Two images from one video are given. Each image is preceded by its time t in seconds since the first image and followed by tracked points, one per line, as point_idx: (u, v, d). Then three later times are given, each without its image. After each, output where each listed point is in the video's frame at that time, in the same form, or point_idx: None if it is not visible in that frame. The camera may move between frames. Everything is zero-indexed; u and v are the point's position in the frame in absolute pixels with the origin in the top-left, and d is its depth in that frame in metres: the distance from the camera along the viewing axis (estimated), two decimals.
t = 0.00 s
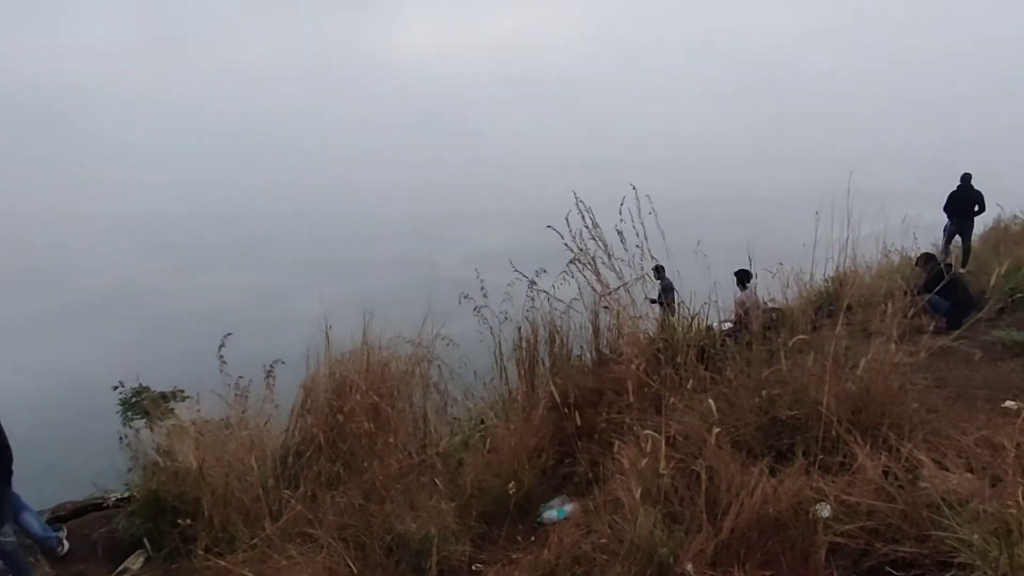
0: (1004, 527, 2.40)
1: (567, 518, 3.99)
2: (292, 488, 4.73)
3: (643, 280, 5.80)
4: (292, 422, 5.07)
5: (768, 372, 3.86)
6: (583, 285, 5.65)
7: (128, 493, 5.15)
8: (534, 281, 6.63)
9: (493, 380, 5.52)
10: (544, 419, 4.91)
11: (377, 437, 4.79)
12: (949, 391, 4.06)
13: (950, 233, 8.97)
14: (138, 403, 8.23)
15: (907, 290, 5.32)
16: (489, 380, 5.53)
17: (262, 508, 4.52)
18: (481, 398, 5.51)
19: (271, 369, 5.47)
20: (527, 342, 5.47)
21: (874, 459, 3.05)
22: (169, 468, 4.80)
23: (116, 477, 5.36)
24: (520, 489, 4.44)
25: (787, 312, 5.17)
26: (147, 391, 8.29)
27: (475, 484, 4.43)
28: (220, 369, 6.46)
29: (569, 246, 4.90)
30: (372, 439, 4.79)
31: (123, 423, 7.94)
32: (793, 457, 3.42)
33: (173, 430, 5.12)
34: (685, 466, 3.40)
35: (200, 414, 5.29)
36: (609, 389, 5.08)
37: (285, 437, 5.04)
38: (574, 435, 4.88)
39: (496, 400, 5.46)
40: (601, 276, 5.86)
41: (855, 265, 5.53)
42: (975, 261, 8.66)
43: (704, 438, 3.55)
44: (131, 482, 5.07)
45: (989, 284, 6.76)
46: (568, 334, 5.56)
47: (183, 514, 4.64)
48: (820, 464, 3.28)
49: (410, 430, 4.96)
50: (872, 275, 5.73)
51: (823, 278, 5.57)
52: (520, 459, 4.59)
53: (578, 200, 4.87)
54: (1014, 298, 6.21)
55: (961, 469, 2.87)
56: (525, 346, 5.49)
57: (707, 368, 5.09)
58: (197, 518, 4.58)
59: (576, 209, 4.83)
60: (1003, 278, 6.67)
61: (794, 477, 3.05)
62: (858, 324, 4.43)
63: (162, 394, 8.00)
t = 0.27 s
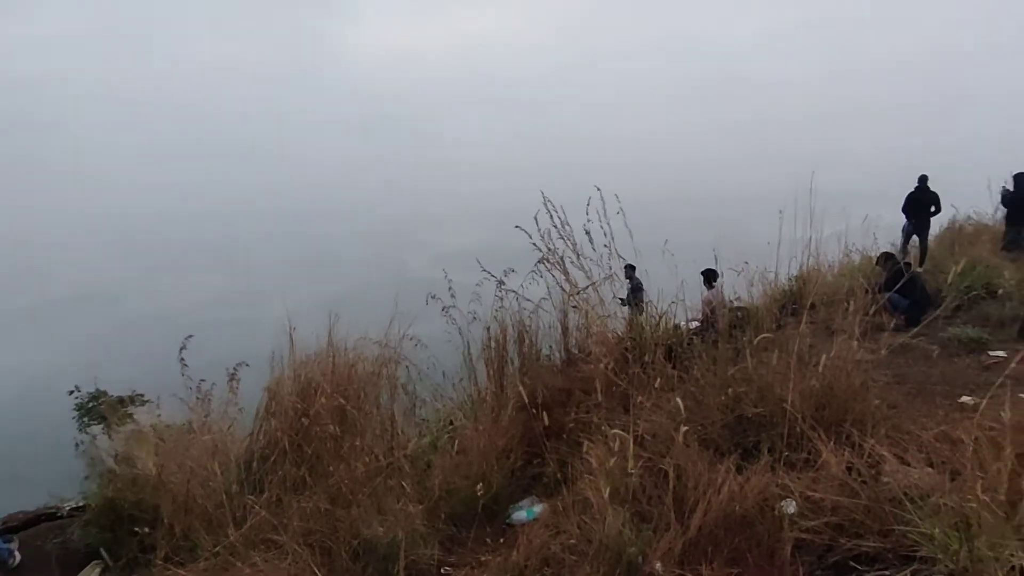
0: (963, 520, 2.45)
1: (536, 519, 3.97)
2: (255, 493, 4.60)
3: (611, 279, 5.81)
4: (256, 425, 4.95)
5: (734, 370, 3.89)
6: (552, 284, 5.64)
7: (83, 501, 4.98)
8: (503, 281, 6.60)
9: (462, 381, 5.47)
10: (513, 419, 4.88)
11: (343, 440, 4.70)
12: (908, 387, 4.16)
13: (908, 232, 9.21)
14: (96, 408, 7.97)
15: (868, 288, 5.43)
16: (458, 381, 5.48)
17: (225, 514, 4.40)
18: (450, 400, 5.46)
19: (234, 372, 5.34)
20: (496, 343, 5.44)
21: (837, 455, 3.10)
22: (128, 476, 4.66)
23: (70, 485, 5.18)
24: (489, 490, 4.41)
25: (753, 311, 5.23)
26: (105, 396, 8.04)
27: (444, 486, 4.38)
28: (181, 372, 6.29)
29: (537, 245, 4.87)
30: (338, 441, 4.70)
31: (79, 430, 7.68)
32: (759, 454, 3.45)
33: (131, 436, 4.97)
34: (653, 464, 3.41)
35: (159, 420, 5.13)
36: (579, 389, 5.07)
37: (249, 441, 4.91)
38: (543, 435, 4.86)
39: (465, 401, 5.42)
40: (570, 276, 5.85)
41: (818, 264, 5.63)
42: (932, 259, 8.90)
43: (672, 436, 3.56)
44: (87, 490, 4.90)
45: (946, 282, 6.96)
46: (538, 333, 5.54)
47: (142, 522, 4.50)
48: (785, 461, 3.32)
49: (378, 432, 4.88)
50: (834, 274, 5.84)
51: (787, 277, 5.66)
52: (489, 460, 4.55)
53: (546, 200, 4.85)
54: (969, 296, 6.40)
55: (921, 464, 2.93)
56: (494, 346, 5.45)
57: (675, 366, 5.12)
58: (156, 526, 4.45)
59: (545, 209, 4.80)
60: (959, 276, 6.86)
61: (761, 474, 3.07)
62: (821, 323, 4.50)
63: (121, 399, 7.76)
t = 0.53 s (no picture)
0: (919, 517, 2.48)
1: (501, 521, 3.92)
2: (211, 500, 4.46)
3: (578, 280, 5.80)
4: (214, 430, 4.80)
5: (698, 370, 3.91)
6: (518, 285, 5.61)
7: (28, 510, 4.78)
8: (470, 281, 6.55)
9: (428, 383, 5.40)
10: (479, 421, 4.83)
11: (304, 445, 4.59)
12: (866, 386, 4.23)
13: (867, 234, 9.43)
14: (46, 413, 7.68)
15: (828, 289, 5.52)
16: (424, 383, 5.41)
17: (180, 521, 4.25)
18: (416, 402, 5.38)
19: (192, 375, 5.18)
20: (462, 344, 5.38)
21: (798, 454, 3.12)
22: (79, 484, 4.50)
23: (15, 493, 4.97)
24: (454, 493, 4.35)
25: (717, 311, 5.27)
26: (57, 400, 7.75)
27: (408, 490, 4.31)
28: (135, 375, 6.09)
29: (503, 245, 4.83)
30: (299, 445, 4.59)
31: (28, 435, 7.38)
32: (722, 453, 3.46)
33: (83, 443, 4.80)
34: (617, 465, 3.39)
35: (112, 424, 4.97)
36: (545, 389, 5.04)
37: (206, 446, 4.76)
38: (509, 437, 4.81)
39: (431, 402, 5.34)
40: (537, 277, 5.83)
41: (780, 265, 5.71)
42: (890, 261, 9.12)
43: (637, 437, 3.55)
44: (32, 499, 4.70)
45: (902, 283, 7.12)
46: (504, 334, 5.50)
47: (91, 532, 4.33)
48: (747, 460, 3.34)
49: (340, 436, 4.78)
50: (796, 275, 5.92)
51: (751, 278, 5.72)
52: (454, 463, 4.50)
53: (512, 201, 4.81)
54: (924, 296, 6.56)
55: (879, 461, 2.97)
56: (460, 347, 5.39)
57: (641, 367, 5.13)
58: (106, 536, 4.28)
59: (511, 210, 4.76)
60: (915, 277, 7.04)
61: (723, 474, 3.08)
62: (783, 322, 4.55)
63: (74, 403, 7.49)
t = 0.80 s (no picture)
0: (894, 518, 2.47)
1: (475, 526, 3.86)
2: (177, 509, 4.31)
3: (555, 282, 5.77)
4: (183, 436, 4.67)
5: (674, 372, 3.87)
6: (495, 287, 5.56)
7: None
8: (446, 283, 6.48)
9: (404, 387, 5.33)
10: (455, 425, 4.76)
11: (275, 450, 4.49)
12: (841, 387, 4.24)
13: (841, 237, 9.53)
14: (9, 420, 7.43)
15: (803, 290, 5.55)
16: (400, 387, 5.34)
17: (146, 530, 4.11)
18: (392, 405, 5.30)
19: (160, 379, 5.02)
20: (439, 347, 5.32)
21: (773, 456, 3.10)
22: (41, 495, 4.36)
23: None
24: (428, 498, 4.27)
25: (693, 312, 5.27)
26: (20, 407, 7.51)
27: (381, 495, 4.23)
28: (101, 380, 5.92)
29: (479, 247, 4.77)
30: (269, 451, 4.48)
31: None
32: (698, 455, 3.44)
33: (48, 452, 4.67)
34: (593, 468, 3.35)
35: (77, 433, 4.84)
36: (522, 392, 4.98)
37: (175, 453, 4.62)
38: (485, 440, 4.74)
39: (407, 406, 5.27)
40: (514, 279, 5.77)
41: (756, 267, 5.72)
42: (864, 263, 9.23)
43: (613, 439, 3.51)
44: None
45: (876, 285, 7.19)
46: (481, 337, 5.43)
47: (51, 543, 4.17)
48: (723, 462, 3.31)
49: (312, 441, 4.69)
50: (772, 276, 5.95)
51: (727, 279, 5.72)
52: (429, 467, 4.43)
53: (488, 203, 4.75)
54: (897, 297, 6.63)
55: (853, 462, 2.96)
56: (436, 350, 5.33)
57: (619, 370, 5.10)
58: (66, 547, 4.12)
59: (487, 212, 4.71)
60: (887, 279, 7.12)
61: (699, 476, 3.05)
62: (759, 324, 4.55)
63: (38, 410, 7.27)
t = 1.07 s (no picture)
0: (873, 527, 2.43)
1: (451, 539, 3.76)
2: (141, 527, 4.10)
3: (534, 289, 5.70)
4: (151, 449, 4.50)
5: (652, 380, 3.82)
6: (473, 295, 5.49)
7: None
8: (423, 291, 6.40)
9: (381, 397, 5.24)
10: (432, 435, 4.67)
11: (245, 463, 4.35)
12: (820, 392, 4.21)
13: (819, 243, 9.59)
14: None
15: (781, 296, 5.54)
16: (378, 396, 5.25)
17: (111, 548, 3.94)
18: (368, 416, 5.20)
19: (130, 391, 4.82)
20: (416, 356, 5.23)
21: (752, 464, 3.06)
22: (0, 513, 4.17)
23: None
24: (404, 510, 4.17)
25: (672, 319, 5.23)
26: None
27: (355, 509, 4.12)
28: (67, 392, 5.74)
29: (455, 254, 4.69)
30: (239, 464, 4.35)
31: None
32: (676, 464, 3.38)
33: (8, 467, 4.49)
34: (570, 478, 3.28)
35: (40, 448, 4.65)
36: (500, 401, 4.90)
37: (146, 469, 4.45)
38: (463, 451, 4.65)
39: (384, 417, 5.17)
40: (492, 286, 5.70)
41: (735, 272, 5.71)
42: (841, 269, 9.29)
43: (590, 449, 3.44)
44: None
45: (853, 290, 7.23)
46: (459, 346, 5.35)
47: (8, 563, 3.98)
48: (702, 470, 3.26)
49: (284, 454, 4.56)
50: (749, 282, 5.94)
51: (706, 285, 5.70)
52: (404, 480, 4.34)
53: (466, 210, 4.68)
54: (874, 302, 6.66)
55: (832, 469, 2.92)
56: (414, 359, 5.24)
57: (598, 377, 5.04)
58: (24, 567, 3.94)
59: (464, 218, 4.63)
60: (864, 284, 7.16)
61: (677, 486, 2.99)
62: (737, 330, 4.52)
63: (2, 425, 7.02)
